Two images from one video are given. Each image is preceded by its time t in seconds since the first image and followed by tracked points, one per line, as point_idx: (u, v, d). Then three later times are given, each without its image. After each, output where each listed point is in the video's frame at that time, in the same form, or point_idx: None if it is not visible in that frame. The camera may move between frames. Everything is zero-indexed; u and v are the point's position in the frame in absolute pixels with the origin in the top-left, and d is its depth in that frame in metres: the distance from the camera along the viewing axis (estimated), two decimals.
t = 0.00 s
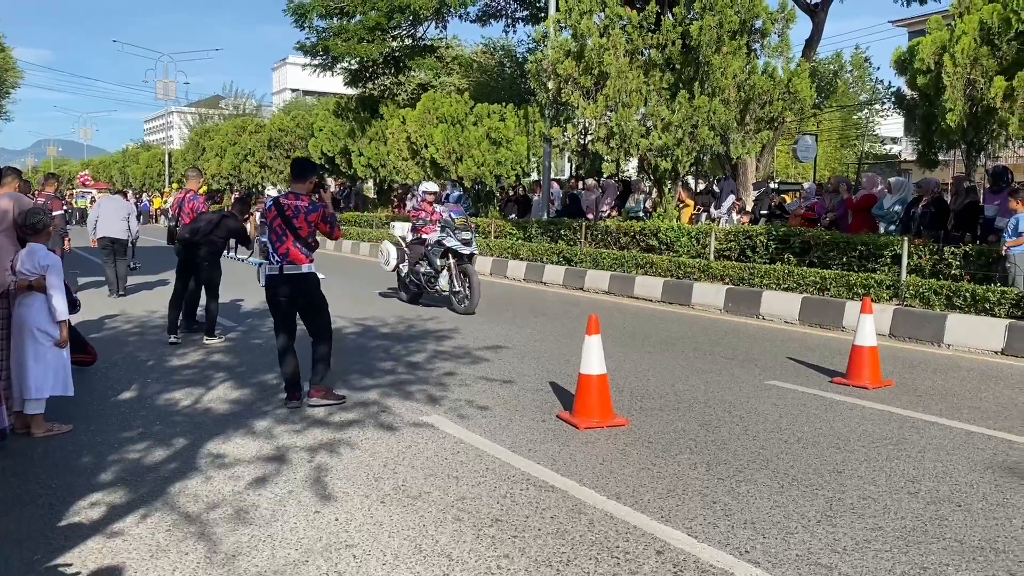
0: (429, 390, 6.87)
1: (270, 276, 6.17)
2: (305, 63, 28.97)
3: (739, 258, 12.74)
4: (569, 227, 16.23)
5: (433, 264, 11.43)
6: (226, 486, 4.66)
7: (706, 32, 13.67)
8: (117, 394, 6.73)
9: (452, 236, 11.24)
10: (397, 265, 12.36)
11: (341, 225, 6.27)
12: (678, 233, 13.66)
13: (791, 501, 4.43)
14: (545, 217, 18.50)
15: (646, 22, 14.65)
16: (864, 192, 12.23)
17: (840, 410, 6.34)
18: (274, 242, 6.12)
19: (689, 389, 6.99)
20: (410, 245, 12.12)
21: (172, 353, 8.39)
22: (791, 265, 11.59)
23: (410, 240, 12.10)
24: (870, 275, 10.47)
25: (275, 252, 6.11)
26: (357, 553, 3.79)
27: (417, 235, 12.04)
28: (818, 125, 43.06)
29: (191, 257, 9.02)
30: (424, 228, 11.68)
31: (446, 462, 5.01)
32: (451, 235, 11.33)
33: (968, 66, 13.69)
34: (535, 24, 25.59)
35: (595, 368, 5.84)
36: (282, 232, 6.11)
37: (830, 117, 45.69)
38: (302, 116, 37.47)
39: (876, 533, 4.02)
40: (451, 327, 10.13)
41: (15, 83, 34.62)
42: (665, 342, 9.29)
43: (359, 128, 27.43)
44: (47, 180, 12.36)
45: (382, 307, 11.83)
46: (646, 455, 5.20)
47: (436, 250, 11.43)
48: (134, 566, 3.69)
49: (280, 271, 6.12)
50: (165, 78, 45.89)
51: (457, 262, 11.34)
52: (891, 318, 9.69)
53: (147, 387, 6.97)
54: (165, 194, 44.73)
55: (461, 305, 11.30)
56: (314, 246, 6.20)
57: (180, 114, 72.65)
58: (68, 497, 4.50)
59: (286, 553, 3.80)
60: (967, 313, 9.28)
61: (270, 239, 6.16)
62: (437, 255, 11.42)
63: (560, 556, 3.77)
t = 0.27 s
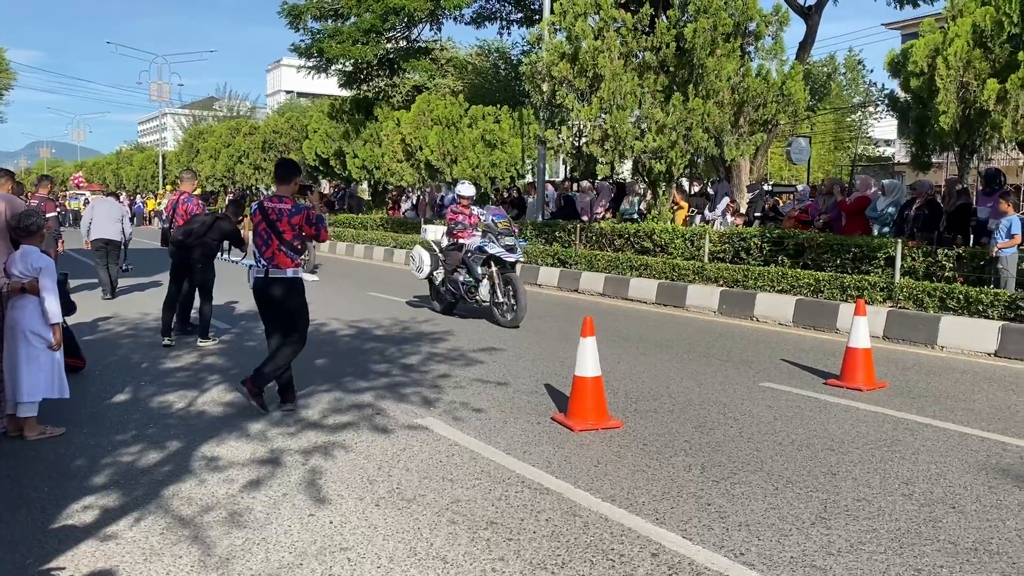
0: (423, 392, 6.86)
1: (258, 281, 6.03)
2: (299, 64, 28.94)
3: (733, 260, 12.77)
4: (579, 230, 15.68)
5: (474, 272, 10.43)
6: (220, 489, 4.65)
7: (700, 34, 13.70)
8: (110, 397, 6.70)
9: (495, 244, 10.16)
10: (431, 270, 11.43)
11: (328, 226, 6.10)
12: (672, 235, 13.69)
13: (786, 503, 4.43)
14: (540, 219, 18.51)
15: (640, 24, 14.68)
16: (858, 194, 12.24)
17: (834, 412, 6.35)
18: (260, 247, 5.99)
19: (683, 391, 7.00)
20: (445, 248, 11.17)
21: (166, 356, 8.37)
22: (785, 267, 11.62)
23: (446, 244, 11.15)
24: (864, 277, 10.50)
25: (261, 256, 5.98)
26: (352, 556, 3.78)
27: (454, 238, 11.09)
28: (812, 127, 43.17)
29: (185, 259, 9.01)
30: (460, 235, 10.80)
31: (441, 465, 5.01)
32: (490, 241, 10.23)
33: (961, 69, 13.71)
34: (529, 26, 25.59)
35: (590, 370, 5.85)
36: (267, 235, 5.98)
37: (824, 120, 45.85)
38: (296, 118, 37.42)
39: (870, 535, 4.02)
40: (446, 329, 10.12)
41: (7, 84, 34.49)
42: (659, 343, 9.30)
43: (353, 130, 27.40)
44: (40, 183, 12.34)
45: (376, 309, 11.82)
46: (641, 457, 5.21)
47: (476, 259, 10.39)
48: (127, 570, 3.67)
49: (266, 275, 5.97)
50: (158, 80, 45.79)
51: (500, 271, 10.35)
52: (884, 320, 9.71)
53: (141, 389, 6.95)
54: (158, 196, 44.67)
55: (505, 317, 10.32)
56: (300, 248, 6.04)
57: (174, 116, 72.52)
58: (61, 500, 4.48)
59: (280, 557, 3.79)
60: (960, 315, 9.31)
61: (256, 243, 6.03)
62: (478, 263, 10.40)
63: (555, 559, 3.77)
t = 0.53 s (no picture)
0: (416, 394, 6.85)
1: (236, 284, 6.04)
2: (292, 66, 28.89)
3: (726, 263, 12.80)
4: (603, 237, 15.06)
5: (521, 283, 9.58)
6: (213, 492, 4.63)
7: (693, 37, 13.72)
8: (102, 399, 6.67)
9: (545, 252, 9.32)
10: (470, 281, 10.58)
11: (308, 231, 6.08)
12: (665, 237, 13.72)
13: (779, 505, 4.44)
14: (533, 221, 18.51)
15: (633, 27, 14.70)
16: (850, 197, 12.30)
17: (827, 414, 6.37)
18: (237, 250, 6.00)
19: (677, 393, 7.01)
20: (487, 257, 10.35)
21: (158, 358, 8.34)
22: (777, 269, 11.65)
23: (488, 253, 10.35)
24: (856, 280, 10.53)
25: (238, 259, 5.98)
26: (345, 559, 3.77)
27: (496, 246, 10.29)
28: (804, 130, 43.32)
29: (177, 262, 8.99)
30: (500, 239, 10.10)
31: (434, 467, 5.00)
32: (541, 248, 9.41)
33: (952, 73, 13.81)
34: (523, 28, 25.61)
35: (583, 373, 5.85)
36: (244, 238, 5.98)
37: (816, 123, 45.98)
38: (289, 120, 37.34)
39: (863, 537, 4.03)
40: (439, 332, 10.11)
41: None
42: (651, 345, 9.31)
43: (346, 132, 27.37)
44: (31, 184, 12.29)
45: (369, 311, 11.81)
46: (634, 459, 5.21)
47: (523, 268, 9.55)
48: (118, 574, 3.65)
49: (242, 278, 5.97)
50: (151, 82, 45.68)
51: (551, 281, 9.49)
52: (876, 322, 9.74)
53: (133, 392, 6.92)
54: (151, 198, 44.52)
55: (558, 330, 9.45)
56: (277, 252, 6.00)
57: (166, 118, 72.26)
58: (52, 503, 4.46)
59: (273, 560, 3.77)
60: (952, 316, 9.35)
61: (235, 246, 6.05)
62: (525, 273, 9.55)
63: (548, 562, 3.76)
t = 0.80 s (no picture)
0: (408, 397, 6.84)
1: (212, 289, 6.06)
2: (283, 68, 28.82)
3: (717, 265, 12.83)
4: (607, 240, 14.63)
5: (574, 296, 8.75)
6: (203, 496, 4.61)
7: (684, 40, 13.74)
8: (91, 403, 6.63)
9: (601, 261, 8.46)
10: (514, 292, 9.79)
11: (279, 235, 5.97)
12: (657, 240, 13.75)
13: (770, 507, 4.44)
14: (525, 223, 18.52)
15: (624, 29, 14.73)
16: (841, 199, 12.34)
17: (818, 416, 6.38)
18: (211, 254, 6.03)
19: (668, 395, 7.02)
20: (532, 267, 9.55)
21: (148, 361, 8.30)
22: (768, 272, 11.68)
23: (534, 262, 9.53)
24: (847, 282, 10.56)
25: (212, 263, 6.01)
26: (337, 563, 3.76)
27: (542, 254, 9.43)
28: (794, 132, 43.49)
29: (168, 265, 8.95)
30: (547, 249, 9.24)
31: (426, 470, 4.99)
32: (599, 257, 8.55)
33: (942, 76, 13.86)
34: (514, 30, 25.63)
35: (575, 375, 5.85)
36: (216, 242, 6.00)
37: (806, 125, 46.17)
38: (279, 122, 37.25)
39: (854, 538, 4.04)
40: (431, 334, 10.10)
41: None
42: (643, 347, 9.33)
43: (338, 134, 27.33)
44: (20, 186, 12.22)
45: (361, 314, 11.79)
46: (626, 461, 5.22)
47: (574, 280, 8.75)
48: None
49: (215, 282, 5.98)
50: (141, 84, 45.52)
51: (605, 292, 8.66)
52: (867, 324, 9.78)
53: (123, 395, 6.89)
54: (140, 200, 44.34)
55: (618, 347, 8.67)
56: (248, 255, 5.97)
57: (157, 120, 72.02)
58: (41, 507, 4.43)
59: (264, 564, 3.76)
60: (942, 318, 9.39)
61: (210, 250, 6.08)
62: (577, 284, 8.74)
63: (540, 564, 3.76)
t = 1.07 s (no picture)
0: (398, 399, 6.83)
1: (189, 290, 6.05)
2: (272, 70, 28.76)
3: (707, 267, 12.87)
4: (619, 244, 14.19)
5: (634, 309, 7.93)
6: (192, 499, 4.59)
7: (674, 42, 13.76)
8: (79, 406, 6.59)
9: (663, 269, 7.64)
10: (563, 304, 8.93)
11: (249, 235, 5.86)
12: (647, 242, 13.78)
13: (759, 509, 4.46)
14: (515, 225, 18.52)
15: (614, 32, 14.76)
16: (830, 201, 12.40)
17: (807, 417, 6.41)
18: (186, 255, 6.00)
19: (658, 397, 7.03)
20: (583, 277, 8.69)
21: (137, 363, 8.26)
22: (758, 274, 11.73)
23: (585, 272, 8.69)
24: (836, 284, 10.61)
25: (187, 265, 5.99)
26: (326, 566, 3.75)
27: (593, 263, 8.66)
28: (783, 135, 43.71)
29: (156, 267, 8.92)
30: (598, 255, 8.49)
31: (416, 473, 4.98)
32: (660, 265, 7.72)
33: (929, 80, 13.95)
34: (504, 32, 25.64)
35: (565, 377, 5.85)
36: (188, 243, 5.96)
37: (795, 128, 46.35)
38: (269, 124, 37.15)
39: (843, 539, 4.06)
40: (421, 336, 10.09)
41: None
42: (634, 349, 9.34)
43: (328, 136, 27.29)
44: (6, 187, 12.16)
45: (351, 316, 11.77)
46: (616, 463, 5.22)
47: (634, 292, 7.90)
48: None
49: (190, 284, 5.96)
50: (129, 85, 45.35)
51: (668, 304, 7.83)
52: (855, 326, 9.82)
53: (111, 398, 6.85)
54: (129, 202, 44.13)
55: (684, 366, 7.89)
56: (218, 255, 5.88)
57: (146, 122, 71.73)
58: (28, 511, 4.40)
59: (253, 567, 3.74)
60: (930, 320, 9.43)
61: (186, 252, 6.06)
62: (637, 296, 7.89)
63: (530, 566, 3.76)
